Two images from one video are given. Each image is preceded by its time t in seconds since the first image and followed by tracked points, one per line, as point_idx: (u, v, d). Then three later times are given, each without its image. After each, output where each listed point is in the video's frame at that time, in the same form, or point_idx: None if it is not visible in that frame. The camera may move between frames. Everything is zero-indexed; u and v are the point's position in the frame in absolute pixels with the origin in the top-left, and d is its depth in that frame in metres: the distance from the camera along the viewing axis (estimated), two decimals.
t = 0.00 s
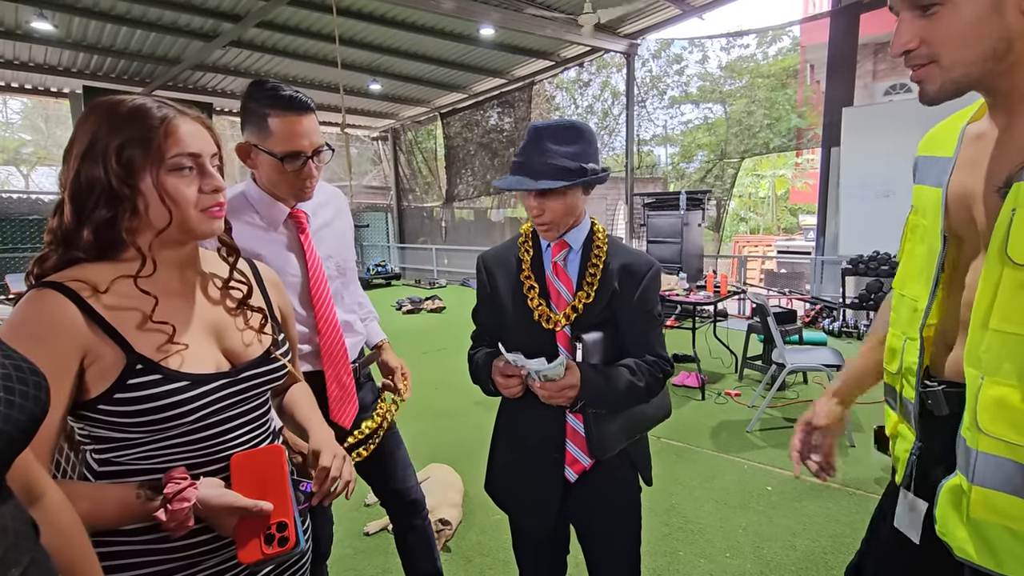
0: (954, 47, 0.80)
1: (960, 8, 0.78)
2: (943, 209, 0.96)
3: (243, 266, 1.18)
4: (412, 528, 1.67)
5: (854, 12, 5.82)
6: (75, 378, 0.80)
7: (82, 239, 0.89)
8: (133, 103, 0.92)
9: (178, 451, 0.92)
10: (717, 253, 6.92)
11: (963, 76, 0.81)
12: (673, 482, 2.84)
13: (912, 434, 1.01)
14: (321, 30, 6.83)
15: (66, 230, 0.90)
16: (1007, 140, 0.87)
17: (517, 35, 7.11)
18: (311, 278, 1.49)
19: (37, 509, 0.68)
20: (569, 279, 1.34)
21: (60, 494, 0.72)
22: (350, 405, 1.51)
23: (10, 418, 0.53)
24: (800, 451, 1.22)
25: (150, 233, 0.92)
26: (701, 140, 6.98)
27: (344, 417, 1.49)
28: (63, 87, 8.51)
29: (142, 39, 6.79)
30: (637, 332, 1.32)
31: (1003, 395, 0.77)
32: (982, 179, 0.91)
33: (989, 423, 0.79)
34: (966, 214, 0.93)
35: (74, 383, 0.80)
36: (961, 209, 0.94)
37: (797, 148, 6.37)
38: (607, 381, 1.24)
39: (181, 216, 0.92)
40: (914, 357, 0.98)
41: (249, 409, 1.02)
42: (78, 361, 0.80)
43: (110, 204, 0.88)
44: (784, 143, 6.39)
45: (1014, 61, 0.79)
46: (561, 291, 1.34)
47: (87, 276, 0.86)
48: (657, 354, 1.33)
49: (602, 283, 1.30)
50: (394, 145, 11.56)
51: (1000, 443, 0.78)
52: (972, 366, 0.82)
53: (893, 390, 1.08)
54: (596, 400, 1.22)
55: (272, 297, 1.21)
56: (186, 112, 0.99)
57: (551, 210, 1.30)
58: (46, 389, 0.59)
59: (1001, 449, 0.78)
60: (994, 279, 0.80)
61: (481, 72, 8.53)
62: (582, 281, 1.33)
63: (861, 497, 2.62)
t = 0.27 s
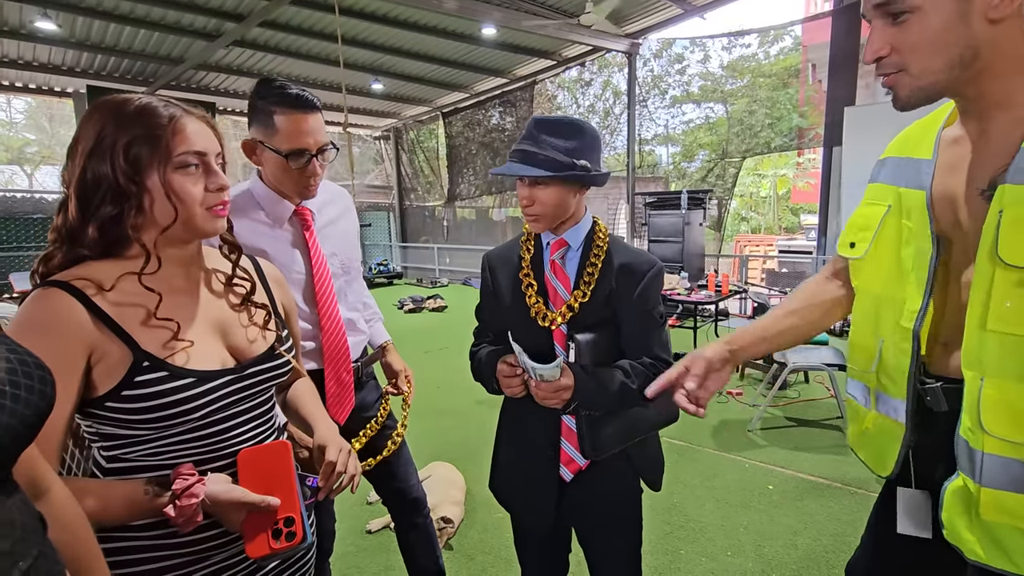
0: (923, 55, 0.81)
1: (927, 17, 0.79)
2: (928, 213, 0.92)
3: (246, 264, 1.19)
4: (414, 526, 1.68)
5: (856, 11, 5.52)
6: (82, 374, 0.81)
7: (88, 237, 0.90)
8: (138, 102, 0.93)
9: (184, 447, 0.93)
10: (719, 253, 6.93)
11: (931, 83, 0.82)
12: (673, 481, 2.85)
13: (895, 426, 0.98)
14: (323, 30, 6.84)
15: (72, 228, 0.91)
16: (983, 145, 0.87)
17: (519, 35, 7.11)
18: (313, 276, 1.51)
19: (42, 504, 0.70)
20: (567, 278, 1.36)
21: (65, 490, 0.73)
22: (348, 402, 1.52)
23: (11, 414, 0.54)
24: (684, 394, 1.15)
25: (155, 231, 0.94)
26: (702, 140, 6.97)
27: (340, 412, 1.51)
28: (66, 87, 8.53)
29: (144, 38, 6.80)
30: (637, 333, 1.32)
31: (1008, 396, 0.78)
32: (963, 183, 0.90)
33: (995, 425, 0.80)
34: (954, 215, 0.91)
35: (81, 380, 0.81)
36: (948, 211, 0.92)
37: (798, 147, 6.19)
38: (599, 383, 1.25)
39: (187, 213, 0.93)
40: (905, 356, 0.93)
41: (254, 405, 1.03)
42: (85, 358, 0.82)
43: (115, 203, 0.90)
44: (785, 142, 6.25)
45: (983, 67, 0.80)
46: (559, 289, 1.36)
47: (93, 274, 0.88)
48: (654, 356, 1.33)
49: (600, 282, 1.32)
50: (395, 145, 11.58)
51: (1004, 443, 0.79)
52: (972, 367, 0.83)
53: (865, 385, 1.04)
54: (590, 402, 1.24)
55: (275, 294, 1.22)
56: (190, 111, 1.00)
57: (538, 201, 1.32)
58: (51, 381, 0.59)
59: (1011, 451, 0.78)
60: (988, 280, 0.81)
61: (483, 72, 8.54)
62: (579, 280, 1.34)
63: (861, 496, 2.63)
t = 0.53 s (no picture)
0: (915, 56, 0.80)
1: (918, 21, 0.79)
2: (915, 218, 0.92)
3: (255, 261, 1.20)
4: (421, 525, 1.69)
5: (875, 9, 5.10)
6: (93, 369, 0.82)
7: (100, 232, 0.91)
8: (152, 101, 0.94)
9: (192, 441, 0.94)
10: (727, 253, 6.89)
11: (922, 86, 0.82)
12: (679, 481, 2.84)
13: (867, 439, 0.99)
14: (333, 28, 6.87)
15: (85, 223, 0.92)
16: (974, 148, 0.89)
17: (528, 34, 7.11)
18: (322, 273, 1.52)
19: (57, 497, 0.70)
20: (570, 277, 1.37)
21: (77, 483, 0.74)
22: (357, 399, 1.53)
23: (28, 408, 0.55)
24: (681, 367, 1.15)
25: (166, 228, 0.95)
26: (712, 139, 6.90)
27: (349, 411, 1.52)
28: (79, 85, 8.63)
29: (157, 37, 6.87)
30: (642, 335, 1.29)
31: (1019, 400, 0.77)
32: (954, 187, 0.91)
33: (1006, 428, 0.79)
34: (947, 217, 0.92)
35: (91, 375, 0.82)
36: (940, 212, 0.93)
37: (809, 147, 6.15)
38: (592, 385, 1.25)
39: (199, 211, 0.94)
40: (880, 364, 0.95)
41: (261, 400, 1.04)
42: (96, 353, 0.83)
43: (128, 200, 0.91)
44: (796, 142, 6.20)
45: (975, 69, 0.80)
46: (562, 288, 1.36)
47: (105, 270, 0.89)
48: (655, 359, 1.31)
49: (603, 280, 1.31)
50: (404, 143, 11.61)
51: (1015, 447, 0.78)
52: (977, 372, 0.82)
53: (847, 393, 1.05)
54: (581, 404, 1.25)
55: (283, 290, 1.23)
56: (203, 110, 1.01)
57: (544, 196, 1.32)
58: (64, 375, 0.61)
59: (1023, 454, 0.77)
60: (989, 284, 0.80)
61: (492, 70, 8.55)
62: (582, 280, 1.34)
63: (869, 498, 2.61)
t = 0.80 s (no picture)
0: (927, 49, 0.79)
1: (932, 12, 0.77)
2: (921, 217, 0.94)
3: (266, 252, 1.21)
4: (427, 519, 1.70)
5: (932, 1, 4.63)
6: (105, 357, 0.84)
7: (113, 223, 0.93)
8: (164, 94, 0.95)
9: (203, 429, 0.95)
10: (738, 253, 6.85)
11: (931, 82, 0.80)
12: (686, 481, 2.83)
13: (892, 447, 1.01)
14: (348, 23, 6.89)
15: (98, 214, 0.94)
16: (980, 148, 0.88)
17: (542, 30, 7.08)
18: (332, 266, 1.52)
19: (75, 482, 0.71)
20: (578, 274, 1.37)
21: (94, 469, 0.75)
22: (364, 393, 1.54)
23: (49, 395, 0.55)
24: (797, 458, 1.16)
25: (176, 219, 0.96)
26: (725, 138, 6.84)
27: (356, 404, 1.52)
28: (97, 77, 8.74)
29: (173, 30, 6.93)
30: (648, 333, 1.29)
31: (1012, 404, 0.76)
32: (958, 188, 0.90)
33: (999, 433, 0.77)
34: (949, 219, 0.91)
35: (104, 362, 0.84)
36: (942, 215, 0.92)
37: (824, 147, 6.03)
38: (596, 381, 1.25)
39: (209, 204, 0.95)
40: (895, 366, 0.97)
41: (271, 389, 1.05)
42: (109, 341, 0.84)
43: (140, 192, 0.92)
44: (811, 142, 6.10)
45: (985, 68, 0.79)
46: (570, 285, 1.37)
47: (117, 259, 0.90)
48: (661, 358, 1.29)
49: (611, 277, 1.31)
50: (416, 138, 11.64)
51: (1009, 452, 0.77)
52: (975, 376, 0.81)
53: (869, 400, 1.08)
54: (582, 399, 1.25)
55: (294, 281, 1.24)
56: (215, 104, 1.02)
57: (570, 205, 1.30)
58: (83, 363, 0.62)
59: (1017, 460, 0.76)
60: (990, 288, 0.79)
61: (504, 66, 8.53)
62: (590, 277, 1.34)
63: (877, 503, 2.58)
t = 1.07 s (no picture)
0: (946, 46, 0.78)
1: (953, 9, 0.76)
2: (931, 217, 0.93)
3: (279, 244, 1.22)
4: (435, 513, 1.71)
5: None
6: (122, 346, 0.85)
7: (130, 214, 0.95)
8: (181, 87, 0.97)
9: (216, 419, 0.97)
10: (752, 254, 6.78)
11: (950, 79, 0.79)
12: (694, 482, 2.82)
13: (895, 444, 1.00)
14: (364, 18, 6.92)
15: (115, 205, 0.96)
16: (995, 148, 0.86)
17: (558, 27, 7.06)
18: (345, 261, 1.54)
19: (95, 468, 0.73)
20: (588, 274, 1.37)
21: (113, 457, 0.76)
22: (374, 387, 1.55)
23: (70, 383, 0.57)
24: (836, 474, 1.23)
25: (191, 211, 0.97)
26: (741, 137, 6.76)
27: (366, 398, 1.54)
28: (118, 70, 8.87)
29: (192, 23, 7.01)
30: (658, 333, 1.28)
31: (1009, 408, 0.75)
32: (972, 188, 0.89)
33: (993, 437, 0.77)
34: (958, 221, 0.90)
35: (121, 351, 0.85)
36: (953, 216, 0.91)
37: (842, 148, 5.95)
38: (604, 379, 1.26)
39: (223, 196, 0.97)
40: (902, 367, 0.97)
41: (283, 380, 1.06)
42: (125, 331, 0.85)
43: (157, 185, 0.94)
44: (828, 143, 6.01)
45: (1004, 67, 0.77)
46: (580, 284, 1.37)
47: (134, 250, 0.92)
48: (670, 357, 1.29)
49: (621, 277, 1.30)
50: (429, 134, 11.66)
51: (1004, 455, 0.76)
52: (974, 379, 0.80)
53: (872, 399, 1.07)
54: (592, 398, 1.25)
55: (307, 274, 1.25)
56: (230, 97, 1.03)
57: (591, 208, 1.30)
58: (103, 352, 0.63)
59: (1011, 464, 0.75)
60: (992, 289, 0.78)
61: (519, 63, 8.51)
62: (600, 276, 1.34)
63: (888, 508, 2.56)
